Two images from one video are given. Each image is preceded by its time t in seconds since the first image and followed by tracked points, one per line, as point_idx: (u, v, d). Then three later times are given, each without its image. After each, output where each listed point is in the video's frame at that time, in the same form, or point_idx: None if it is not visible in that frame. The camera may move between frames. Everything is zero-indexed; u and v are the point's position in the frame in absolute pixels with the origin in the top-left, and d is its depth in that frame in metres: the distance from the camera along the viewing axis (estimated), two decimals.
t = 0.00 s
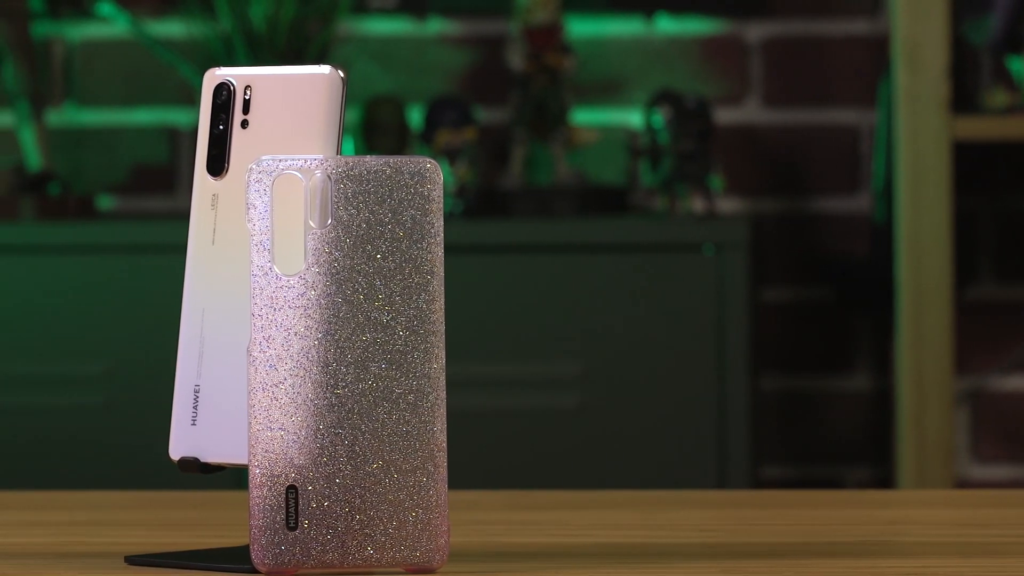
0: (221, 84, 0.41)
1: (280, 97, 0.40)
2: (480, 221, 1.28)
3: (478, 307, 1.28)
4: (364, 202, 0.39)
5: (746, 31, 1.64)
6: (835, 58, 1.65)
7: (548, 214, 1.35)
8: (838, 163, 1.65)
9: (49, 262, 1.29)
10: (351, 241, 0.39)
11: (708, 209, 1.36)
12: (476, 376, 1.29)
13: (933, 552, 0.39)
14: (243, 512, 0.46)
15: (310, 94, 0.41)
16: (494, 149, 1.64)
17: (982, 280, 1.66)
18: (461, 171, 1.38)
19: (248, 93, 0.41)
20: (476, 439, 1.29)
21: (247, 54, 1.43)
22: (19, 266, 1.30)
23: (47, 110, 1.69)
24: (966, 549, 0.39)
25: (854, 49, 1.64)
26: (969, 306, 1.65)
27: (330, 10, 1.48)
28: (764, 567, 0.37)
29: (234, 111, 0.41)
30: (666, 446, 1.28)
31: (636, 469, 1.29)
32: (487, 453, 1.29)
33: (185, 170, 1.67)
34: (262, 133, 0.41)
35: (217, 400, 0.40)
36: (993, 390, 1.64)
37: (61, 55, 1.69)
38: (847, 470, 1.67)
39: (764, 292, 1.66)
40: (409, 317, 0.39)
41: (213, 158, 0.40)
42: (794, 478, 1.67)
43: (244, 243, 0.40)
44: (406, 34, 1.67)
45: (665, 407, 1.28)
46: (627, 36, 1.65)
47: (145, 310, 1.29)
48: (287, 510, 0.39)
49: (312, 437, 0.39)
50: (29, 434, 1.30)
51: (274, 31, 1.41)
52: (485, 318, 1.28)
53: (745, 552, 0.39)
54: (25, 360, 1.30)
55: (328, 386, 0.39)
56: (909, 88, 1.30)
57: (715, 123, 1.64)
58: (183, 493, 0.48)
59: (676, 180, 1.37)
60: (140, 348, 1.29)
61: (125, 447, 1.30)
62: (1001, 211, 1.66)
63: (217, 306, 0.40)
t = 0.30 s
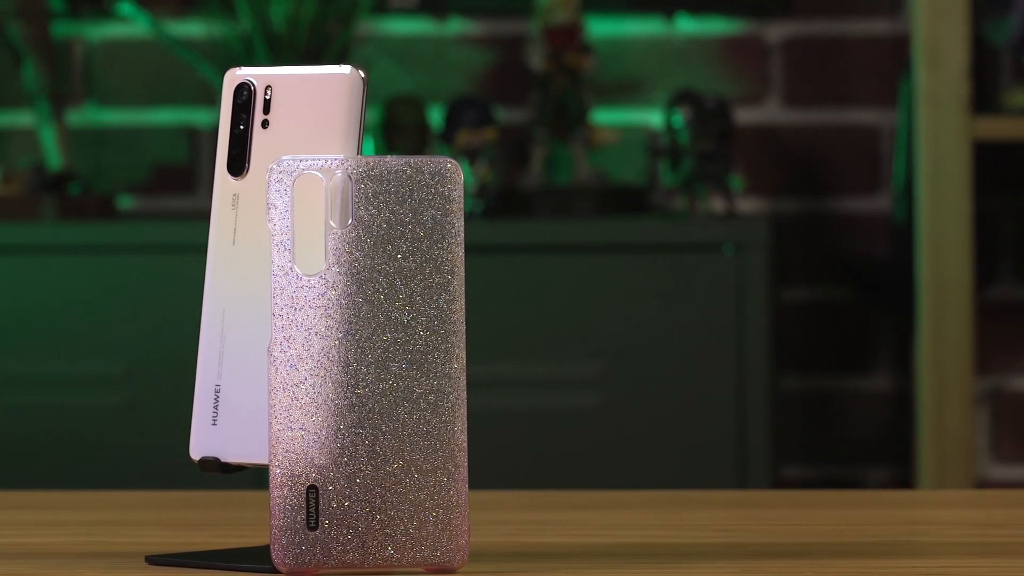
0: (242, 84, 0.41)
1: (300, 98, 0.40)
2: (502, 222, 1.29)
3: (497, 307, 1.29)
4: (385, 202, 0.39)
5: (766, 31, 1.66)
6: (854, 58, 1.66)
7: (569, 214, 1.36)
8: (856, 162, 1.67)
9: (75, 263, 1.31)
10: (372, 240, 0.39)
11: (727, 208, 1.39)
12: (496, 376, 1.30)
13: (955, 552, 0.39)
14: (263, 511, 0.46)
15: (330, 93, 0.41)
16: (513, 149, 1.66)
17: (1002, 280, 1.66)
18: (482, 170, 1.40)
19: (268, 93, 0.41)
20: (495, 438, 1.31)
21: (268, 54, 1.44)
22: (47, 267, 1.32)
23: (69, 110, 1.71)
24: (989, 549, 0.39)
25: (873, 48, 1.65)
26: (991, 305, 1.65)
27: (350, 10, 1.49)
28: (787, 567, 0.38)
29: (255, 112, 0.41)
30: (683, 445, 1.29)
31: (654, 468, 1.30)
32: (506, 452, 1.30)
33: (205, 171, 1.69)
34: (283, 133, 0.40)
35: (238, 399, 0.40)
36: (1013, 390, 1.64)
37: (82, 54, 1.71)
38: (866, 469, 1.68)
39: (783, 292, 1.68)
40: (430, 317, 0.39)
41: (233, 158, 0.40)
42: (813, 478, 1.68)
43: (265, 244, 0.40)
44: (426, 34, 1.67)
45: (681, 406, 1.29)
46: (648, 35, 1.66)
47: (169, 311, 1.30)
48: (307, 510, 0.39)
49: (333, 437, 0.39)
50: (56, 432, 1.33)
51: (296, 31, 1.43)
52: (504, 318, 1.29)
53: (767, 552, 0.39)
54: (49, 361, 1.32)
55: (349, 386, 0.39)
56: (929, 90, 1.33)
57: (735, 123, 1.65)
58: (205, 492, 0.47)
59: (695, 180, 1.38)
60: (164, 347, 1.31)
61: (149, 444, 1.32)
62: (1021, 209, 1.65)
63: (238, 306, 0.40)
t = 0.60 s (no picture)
0: (263, 85, 0.41)
1: (320, 97, 0.40)
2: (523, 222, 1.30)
3: (516, 307, 1.30)
4: (405, 201, 0.39)
5: (786, 31, 1.66)
6: (873, 58, 1.66)
7: (589, 214, 1.35)
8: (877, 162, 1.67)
9: (98, 263, 1.32)
10: (392, 240, 0.39)
11: (747, 209, 1.39)
12: (516, 377, 1.31)
13: (974, 552, 0.39)
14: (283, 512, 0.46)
15: (350, 93, 0.41)
16: (533, 149, 1.66)
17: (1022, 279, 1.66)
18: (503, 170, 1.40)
19: (289, 93, 0.41)
20: (515, 438, 1.31)
21: (289, 54, 1.44)
22: (69, 267, 1.32)
23: (89, 110, 1.71)
24: (1008, 549, 0.39)
25: (894, 49, 1.66)
26: (1009, 306, 1.65)
27: (371, 11, 1.50)
28: (806, 567, 0.38)
29: (276, 111, 0.41)
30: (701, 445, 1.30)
31: (673, 468, 1.30)
32: (526, 452, 1.31)
33: (225, 171, 1.69)
34: (305, 132, 0.40)
35: (258, 399, 0.40)
36: None
37: (102, 54, 1.71)
38: (887, 469, 1.68)
39: (803, 292, 1.68)
40: (451, 318, 0.39)
41: (255, 158, 0.40)
42: (835, 478, 1.69)
43: (286, 243, 0.40)
44: (446, 34, 1.68)
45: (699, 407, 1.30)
46: (669, 35, 1.67)
47: (190, 311, 1.31)
48: (328, 510, 0.39)
49: (353, 437, 0.39)
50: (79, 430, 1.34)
51: (316, 31, 1.43)
52: (521, 319, 1.30)
53: (786, 552, 0.39)
54: (70, 360, 1.33)
55: (369, 386, 0.39)
56: (951, 88, 1.35)
57: (756, 123, 1.66)
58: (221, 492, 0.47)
59: (715, 180, 1.39)
60: (185, 347, 1.32)
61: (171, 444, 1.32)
62: None
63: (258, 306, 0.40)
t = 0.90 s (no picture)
0: (283, 84, 0.42)
1: (340, 96, 0.40)
2: (544, 222, 1.31)
3: (536, 307, 1.31)
4: (426, 201, 0.39)
5: (807, 32, 1.67)
6: (894, 59, 1.67)
7: (609, 214, 1.36)
8: (899, 161, 1.68)
9: (122, 262, 1.33)
10: (413, 241, 0.39)
11: (768, 209, 1.39)
12: (536, 377, 1.31)
13: (995, 553, 0.39)
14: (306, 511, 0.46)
15: (370, 92, 0.41)
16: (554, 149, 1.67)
17: None
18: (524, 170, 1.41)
19: (310, 93, 0.41)
20: (535, 437, 1.32)
21: (310, 54, 1.44)
22: (93, 266, 1.34)
23: (111, 110, 1.72)
24: None
25: (916, 49, 1.66)
26: None
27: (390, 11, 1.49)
28: (828, 567, 0.38)
29: (296, 111, 0.41)
30: (720, 445, 1.31)
31: (691, 467, 1.31)
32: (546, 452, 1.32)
33: (247, 171, 1.70)
34: (324, 132, 0.41)
35: (280, 399, 0.40)
36: None
37: (123, 54, 1.72)
38: (906, 468, 1.69)
39: (823, 292, 1.69)
40: (472, 318, 0.39)
41: (274, 158, 0.41)
42: (854, 476, 1.70)
43: (306, 244, 0.40)
44: (467, 34, 1.69)
45: (717, 407, 1.31)
46: (689, 36, 1.68)
47: (213, 310, 1.32)
48: (349, 509, 0.39)
49: (374, 437, 0.39)
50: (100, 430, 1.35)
51: (337, 31, 1.44)
52: (541, 317, 1.31)
53: (807, 552, 0.39)
54: (91, 360, 1.34)
55: (390, 386, 0.39)
56: (971, 89, 1.42)
57: (776, 123, 1.66)
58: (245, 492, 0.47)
59: (737, 180, 1.39)
60: (206, 347, 1.33)
61: (193, 443, 1.34)
62: None
63: (279, 305, 0.40)
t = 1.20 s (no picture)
0: (305, 84, 0.42)
1: (362, 96, 0.41)
2: (565, 222, 1.31)
3: (557, 308, 1.31)
4: (447, 201, 0.39)
5: (828, 31, 1.67)
6: (915, 58, 1.67)
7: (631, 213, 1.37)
8: (919, 163, 1.68)
9: (146, 262, 1.33)
10: (434, 241, 0.39)
11: (788, 209, 1.39)
12: (556, 377, 1.32)
13: (1019, 552, 0.39)
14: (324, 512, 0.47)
15: (392, 92, 0.41)
16: (574, 149, 1.67)
17: None
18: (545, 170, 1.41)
19: (331, 93, 0.41)
20: (555, 438, 1.33)
21: (331, 54, 1.44)
22: (116, 266, 1.34)
23: (130, 110, 1.72)
24: None
25: (937, 49, 1.67)
26: None
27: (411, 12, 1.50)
28: (851, 567, 0.37)
29: (318, 111, 0.41)
30: (738, 446, 1.32)
31: (710, 468, 1.32)
32: (565, 452, 1.32)
33: (268, 171, 1.70)
34: (346, 132, 0.41)
35: (301, 399, 0.40)
36: None
37: (144, 55, 1.72)
38: (928, 470, 1.69)
39: (845, 292, 1.69)
40: (493, 318, 0.39)
41: (296, 158, 0.40)
42: (875, 477, 1.69)
43: (327, 244, 0.40)
44: (488, 34, 1.69)
45: (735, 407, 1.31)
46: (710, 36, 1.67)
47: (234, 310, 1.33)
48: (370, 510, 0.39)
49: (395, 437, 0.39)
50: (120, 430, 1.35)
51: (358, 31, 1.43)
52: (559, 318, 1.31)
53: (828, 552, 0.39)
54: (111, 360, 1.34)
55: (411, 386, 0.39)
56: (992, 88, 1.42)
57: (798, 123, 1.67)
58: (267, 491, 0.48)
59: (758, 180, 1.39)
60: (228, 349, 1.33)
61: (214, 445, 1.34)
62: None
63: (300, 306, 0.40)
